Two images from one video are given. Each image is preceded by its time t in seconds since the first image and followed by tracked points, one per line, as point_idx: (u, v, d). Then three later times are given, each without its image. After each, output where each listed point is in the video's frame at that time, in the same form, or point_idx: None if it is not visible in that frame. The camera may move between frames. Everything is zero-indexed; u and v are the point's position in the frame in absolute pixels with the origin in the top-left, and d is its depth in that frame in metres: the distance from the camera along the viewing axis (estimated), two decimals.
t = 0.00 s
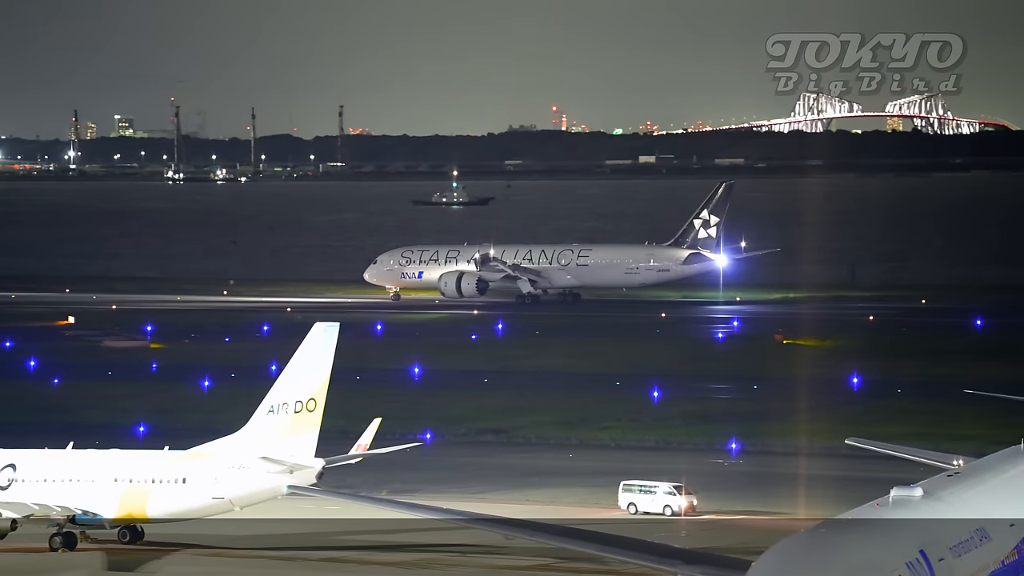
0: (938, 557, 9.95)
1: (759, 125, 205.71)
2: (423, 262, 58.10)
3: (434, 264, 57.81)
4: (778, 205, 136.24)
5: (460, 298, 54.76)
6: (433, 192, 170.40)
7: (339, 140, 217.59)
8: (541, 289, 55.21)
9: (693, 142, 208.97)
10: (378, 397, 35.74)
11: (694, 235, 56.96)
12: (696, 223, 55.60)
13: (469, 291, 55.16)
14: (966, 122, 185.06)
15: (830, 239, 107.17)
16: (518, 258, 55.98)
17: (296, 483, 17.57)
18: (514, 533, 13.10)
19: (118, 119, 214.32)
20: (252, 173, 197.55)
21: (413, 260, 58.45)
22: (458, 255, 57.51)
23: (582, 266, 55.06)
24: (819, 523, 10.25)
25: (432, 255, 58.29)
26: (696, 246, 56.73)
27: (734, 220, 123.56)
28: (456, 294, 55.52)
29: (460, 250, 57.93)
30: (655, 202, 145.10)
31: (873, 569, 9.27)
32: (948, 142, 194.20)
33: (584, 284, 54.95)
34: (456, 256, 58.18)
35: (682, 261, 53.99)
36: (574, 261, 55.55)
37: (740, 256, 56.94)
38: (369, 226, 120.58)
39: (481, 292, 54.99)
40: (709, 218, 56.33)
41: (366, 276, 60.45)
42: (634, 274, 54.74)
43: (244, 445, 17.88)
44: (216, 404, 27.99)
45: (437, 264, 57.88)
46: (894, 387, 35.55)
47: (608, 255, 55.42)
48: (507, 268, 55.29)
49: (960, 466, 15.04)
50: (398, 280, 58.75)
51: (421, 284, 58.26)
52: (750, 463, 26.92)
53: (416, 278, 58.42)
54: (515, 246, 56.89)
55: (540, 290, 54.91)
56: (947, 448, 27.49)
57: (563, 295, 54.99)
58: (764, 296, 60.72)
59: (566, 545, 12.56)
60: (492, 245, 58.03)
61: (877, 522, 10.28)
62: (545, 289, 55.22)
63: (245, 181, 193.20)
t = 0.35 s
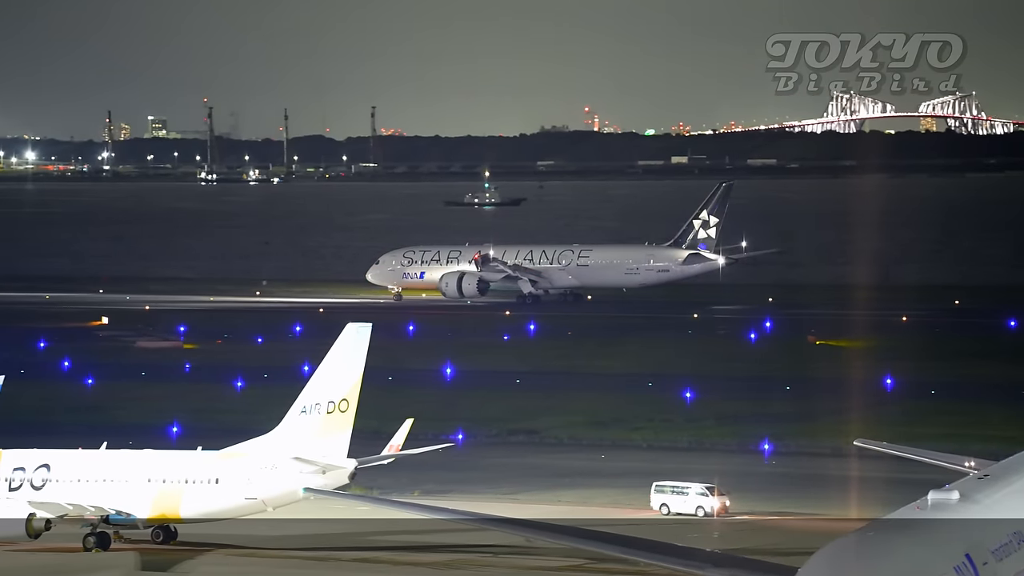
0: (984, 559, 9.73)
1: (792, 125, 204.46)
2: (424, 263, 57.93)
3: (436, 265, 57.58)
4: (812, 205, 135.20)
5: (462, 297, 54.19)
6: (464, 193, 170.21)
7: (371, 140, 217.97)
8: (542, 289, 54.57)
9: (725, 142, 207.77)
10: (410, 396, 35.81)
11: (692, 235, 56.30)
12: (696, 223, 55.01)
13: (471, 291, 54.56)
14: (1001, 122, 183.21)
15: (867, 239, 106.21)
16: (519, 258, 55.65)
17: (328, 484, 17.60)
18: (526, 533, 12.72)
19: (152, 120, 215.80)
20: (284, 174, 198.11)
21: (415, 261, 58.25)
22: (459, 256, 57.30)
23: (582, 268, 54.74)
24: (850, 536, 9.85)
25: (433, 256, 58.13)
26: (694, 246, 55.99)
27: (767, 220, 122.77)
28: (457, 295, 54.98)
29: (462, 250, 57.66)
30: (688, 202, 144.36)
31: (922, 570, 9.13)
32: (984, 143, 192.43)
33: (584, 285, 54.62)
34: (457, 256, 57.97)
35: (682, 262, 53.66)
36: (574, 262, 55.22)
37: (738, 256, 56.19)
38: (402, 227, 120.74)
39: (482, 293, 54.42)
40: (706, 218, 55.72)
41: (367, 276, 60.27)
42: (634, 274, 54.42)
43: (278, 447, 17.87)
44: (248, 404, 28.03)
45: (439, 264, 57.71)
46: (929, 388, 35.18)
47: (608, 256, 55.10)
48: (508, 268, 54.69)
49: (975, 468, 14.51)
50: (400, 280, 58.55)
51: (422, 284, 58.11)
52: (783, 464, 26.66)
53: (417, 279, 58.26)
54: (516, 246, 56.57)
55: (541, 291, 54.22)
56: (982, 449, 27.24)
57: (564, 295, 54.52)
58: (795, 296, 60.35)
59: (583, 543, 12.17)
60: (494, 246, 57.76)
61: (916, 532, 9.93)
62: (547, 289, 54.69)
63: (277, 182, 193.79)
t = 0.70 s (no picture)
0: None
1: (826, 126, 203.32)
2: (426, 264, 57.46)
3: (438, 266, 57.18)
4: (844, 206, 134.19)
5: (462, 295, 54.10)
6: (495, 194, 170.18)
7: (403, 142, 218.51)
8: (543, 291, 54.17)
9: (758, 144, 206.81)
10: (441, 397, 35.86)
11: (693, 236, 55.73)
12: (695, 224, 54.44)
13: (472, 290, 54.36)
14: None
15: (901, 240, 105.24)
16: (520, 259, 55.25)
17: (360, 485, 17.51)
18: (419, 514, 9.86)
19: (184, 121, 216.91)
20: (316, 175, 198.85)
21: (417, 261, 57.79)
22: (460, 257, 56.91)
23: (583, 268, 54.30)
24: (880, 554, 8.24)
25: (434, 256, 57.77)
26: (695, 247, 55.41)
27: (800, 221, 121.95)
28: (458, 295, 54.88)
29: (464, 251, 57.31)
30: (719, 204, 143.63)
31: None
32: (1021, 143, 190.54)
33: (585, 285, 54.19)
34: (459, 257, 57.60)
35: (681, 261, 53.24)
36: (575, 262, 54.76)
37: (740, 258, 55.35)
38: (433, 228, 120.78)
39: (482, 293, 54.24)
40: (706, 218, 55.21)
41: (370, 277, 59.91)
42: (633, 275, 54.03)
43: (310, 448, 17.87)
44: (280, 405, 28.07)
45: (441, 266, 57.26)
46: (963, 389, 34.71)
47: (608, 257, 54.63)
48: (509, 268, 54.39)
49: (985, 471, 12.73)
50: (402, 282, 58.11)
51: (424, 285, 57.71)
52: (815, 466, 26.33)
53: (419, 279, 57.87)
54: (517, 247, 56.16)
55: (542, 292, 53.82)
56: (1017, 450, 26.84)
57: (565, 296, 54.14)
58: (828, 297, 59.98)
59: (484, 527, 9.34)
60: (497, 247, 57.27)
61: (960, 542, 8.43)
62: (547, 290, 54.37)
63: (309, 183, 194.56)
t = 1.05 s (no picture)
0: None
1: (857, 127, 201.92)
2: (427, 265, 57.14)
3: (438, 268, 56.87)
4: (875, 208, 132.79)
5: (463, 298, 54.13)
6: (524, 195, 170.06)
7: (432, 143, 218.64)
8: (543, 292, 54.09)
9: (789, 144, 205.69)
10: (470, 397, 35.82)
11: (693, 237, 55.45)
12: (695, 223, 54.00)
13: (473, 292, 54.47)
14: None
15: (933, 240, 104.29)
16: (520, 261, 55.04)
17: (388, 486, 17.48)
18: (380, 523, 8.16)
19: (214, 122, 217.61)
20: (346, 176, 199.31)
21: (418, 262, 57.49)
22: (460, 258, 56.51)
23: (583, 271, 54.12)
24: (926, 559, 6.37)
25: (435, 258, 57.38)
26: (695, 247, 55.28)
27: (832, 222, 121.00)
28: (458, 296, 54.83)
29: (465, 251, 57.00)
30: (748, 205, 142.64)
31: None
32: None
33: (586, 288, 54.07)
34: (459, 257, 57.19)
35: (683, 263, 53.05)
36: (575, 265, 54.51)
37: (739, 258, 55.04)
38: (463, 230, 120.60)
39: (483, 294, 54.29)
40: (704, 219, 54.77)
41: (371, 278, 59.59)
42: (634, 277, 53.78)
43: (341, 448, 17.90)
44: (309, 407, 28.06)
45: (441, 266, 56.93)
46: (994, 391, 34.25)
47: (607, 258, 54.43)
48: (509, 269, 54.31)
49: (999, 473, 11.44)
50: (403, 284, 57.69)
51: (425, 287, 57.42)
52: (846, 467, 26.10)
53: (421, 281, 57.55)
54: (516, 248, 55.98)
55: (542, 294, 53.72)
56: None
57: (566, 297, 54.06)
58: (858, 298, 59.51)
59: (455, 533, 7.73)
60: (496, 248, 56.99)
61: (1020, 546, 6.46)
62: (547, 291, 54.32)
63: (339, 184, 195.03)
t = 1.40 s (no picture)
0: None
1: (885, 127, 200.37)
2: (426, 266, 56.57)
3: (438, 268, 56.29)
4: (905, 209, 131.50)
5: (460, 299, 53.50)
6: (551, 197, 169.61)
7: (459, 145, 218.39)
8: (541, 293, 53.68)
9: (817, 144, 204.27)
10: (498, 399, 35.75)
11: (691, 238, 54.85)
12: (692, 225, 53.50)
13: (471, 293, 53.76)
14: None
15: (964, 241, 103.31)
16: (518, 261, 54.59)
17: (415, 487, 17.52)
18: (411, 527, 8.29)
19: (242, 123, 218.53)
20: (373, 178, 199.24)
21: (417, 263, 56.92)
22: (459, 259, 55.89)
23: (581, 271, 53.62)
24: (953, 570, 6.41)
25: (434, 259, 56.76)
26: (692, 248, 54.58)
27: (861, 224, 119.97)
28: (457, 297, 54.24)
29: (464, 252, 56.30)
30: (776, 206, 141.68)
31: None
32: None
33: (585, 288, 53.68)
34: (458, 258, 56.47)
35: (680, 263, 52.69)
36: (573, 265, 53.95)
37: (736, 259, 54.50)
38: (488, 231, 120.45)
39: (481, 295, 53.54)
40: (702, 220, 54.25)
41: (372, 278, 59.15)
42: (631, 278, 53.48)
43: (367, 448, 17.90)
44: (337, 408, 28.03)
45: (441, 267, 56.34)
46: None
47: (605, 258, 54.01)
48: (507, 271, 53.86)
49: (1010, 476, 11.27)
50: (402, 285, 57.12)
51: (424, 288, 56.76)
52: (875, 469, 25.87)
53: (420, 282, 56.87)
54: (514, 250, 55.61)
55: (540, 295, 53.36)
56: None
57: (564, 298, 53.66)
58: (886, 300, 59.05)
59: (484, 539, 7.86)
60: (494, 248, 56.41)
61: None
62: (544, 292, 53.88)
63: (366, 186, 195.13)
